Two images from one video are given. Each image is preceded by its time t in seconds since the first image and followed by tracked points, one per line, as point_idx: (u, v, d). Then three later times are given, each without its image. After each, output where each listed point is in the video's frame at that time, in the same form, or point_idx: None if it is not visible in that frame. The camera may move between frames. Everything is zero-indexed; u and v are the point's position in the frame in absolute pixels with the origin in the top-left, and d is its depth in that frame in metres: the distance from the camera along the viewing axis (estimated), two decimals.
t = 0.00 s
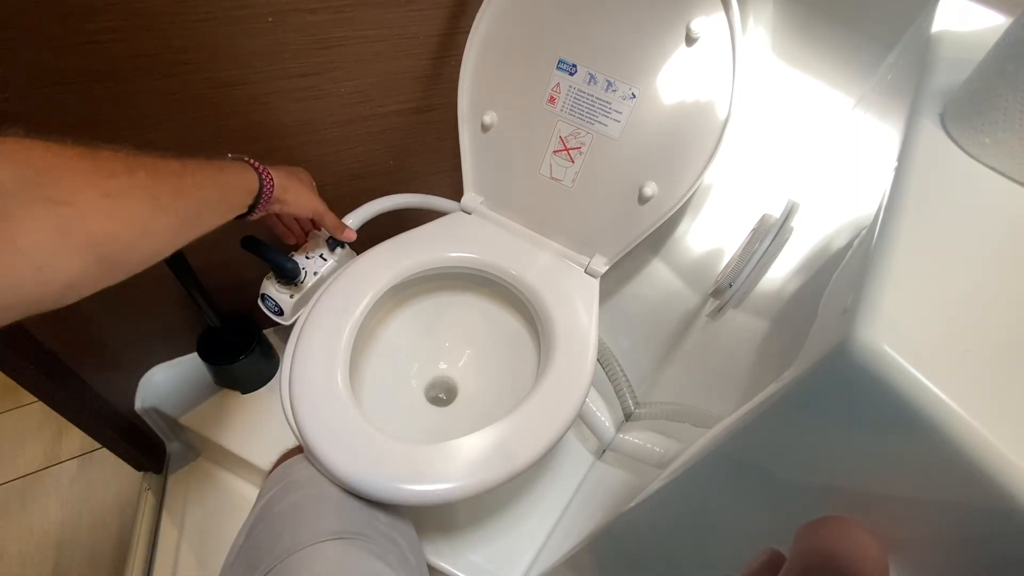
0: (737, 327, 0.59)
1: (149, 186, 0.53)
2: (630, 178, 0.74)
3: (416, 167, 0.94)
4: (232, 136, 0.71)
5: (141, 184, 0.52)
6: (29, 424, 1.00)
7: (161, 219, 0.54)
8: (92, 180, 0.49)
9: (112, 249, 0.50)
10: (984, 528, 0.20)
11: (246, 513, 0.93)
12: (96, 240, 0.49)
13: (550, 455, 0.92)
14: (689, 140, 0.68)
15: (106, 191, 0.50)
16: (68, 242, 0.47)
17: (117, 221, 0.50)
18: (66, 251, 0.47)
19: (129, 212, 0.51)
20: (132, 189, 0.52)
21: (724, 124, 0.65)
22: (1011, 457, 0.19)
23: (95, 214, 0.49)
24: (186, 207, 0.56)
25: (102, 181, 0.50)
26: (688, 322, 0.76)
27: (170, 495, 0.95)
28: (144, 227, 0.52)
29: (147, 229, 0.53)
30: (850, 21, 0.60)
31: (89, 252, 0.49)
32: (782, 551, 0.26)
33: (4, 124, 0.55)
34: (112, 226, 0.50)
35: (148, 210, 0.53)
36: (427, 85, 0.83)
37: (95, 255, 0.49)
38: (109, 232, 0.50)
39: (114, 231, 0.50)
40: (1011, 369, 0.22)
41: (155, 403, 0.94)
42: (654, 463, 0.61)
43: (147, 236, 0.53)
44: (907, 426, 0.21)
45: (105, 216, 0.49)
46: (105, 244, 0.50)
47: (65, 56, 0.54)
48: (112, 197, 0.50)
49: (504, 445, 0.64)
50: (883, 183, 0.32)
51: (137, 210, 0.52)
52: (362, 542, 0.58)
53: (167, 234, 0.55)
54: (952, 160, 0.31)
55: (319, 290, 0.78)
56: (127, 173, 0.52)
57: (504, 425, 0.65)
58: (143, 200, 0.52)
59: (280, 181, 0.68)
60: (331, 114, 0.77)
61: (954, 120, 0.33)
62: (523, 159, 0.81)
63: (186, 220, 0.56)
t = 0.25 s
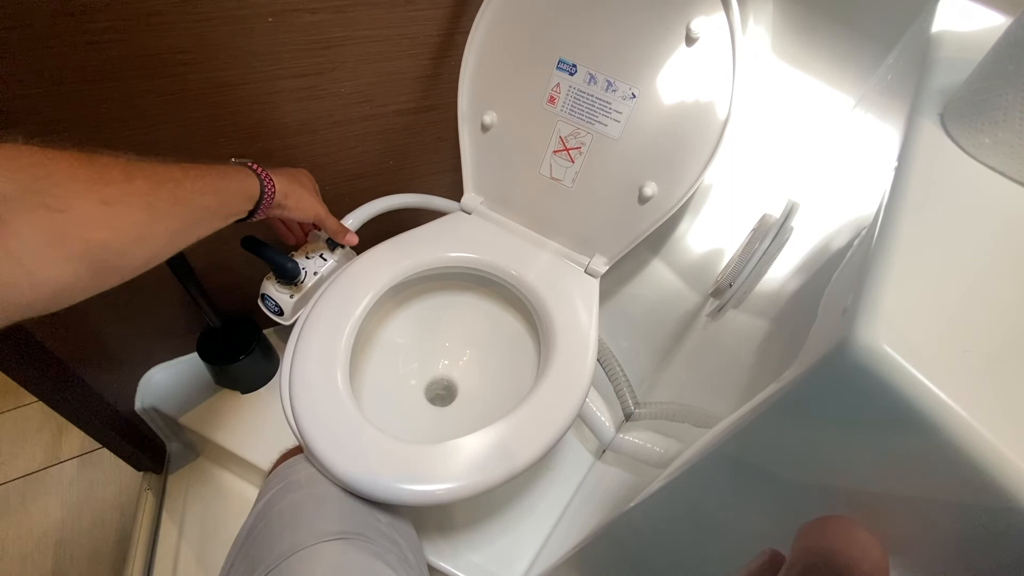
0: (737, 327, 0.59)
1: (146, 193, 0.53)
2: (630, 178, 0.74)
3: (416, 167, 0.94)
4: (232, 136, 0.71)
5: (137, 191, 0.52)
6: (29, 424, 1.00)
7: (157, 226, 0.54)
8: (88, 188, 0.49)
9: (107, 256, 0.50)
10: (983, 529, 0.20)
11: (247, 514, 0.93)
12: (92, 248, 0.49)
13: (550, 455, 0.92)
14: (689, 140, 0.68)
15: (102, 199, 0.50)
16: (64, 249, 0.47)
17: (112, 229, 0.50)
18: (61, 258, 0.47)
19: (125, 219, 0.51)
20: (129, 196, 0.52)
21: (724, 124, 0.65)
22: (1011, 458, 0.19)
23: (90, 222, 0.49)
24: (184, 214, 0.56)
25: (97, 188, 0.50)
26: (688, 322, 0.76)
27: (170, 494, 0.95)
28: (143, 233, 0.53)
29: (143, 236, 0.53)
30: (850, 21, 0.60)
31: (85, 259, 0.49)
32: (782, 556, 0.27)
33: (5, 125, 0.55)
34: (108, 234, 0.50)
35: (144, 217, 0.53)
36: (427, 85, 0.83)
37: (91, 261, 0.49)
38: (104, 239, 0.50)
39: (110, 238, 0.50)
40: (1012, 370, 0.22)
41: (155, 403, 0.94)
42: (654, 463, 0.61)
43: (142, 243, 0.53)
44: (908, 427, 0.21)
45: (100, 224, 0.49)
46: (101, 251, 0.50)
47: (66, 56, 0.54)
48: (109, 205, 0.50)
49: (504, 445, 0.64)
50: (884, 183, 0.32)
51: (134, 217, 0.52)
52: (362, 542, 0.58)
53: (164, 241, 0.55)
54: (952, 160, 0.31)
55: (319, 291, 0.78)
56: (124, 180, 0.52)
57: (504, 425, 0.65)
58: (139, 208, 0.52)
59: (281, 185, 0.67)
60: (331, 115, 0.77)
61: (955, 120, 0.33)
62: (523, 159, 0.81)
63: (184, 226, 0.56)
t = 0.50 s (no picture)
0: (737, 327, 0.59)
1: (144, 194, 0.53)
2: (630, 178, 0.74)
3: (416, 167, 0.94)
4: (232, 136, 0.71)
5: (135, 192, 0.52)
6: (29, 424, 1.00)
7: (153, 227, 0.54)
8: (86, 187, 0.49)
9: (100, 255, 0.51)
10: (983, 528, 0.20)
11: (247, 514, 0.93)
12: (86, 247, 0.49)
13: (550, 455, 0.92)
14: (689, 140, 0.68)
15: (99, 199, 0.50)
16: (57, 248, 0.47)
17: (107, 230, 0.50)
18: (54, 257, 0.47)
19: (121, 219, 0.51)
20: (126, 197, 0.52)
21: (724, 124, 0.65)
22: (1012, 458, 0.19)
23: (85, 221, 0.49)
24: (181, 216, 0.56)
25: (95, 188, 0.50)
26: (688, 322, 0.76)
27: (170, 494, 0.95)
28: (138, 233, 0.53)
29: (139, 236, 0.53)
30: (850, 22, 0.60)
31: (78, 258, 0.49)
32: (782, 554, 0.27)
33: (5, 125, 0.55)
34: (102, 234, 0.50)
35: (140, 217, 0.53)
36: (427, 85, 0.83)
37: (84, 261, 0.49)
38: (99, 239, 0.50)
39: (104, 238, 0.50)
40: (1012, 370, 0.22)
41: (155, 403, 0.94)
42: (654, 463, 0.61)
43: (137, 243, 0.53)
44: (908, 427, 0.21)
45: (95, 224, 0.49)
46: (95, 251, 0.50)
47: (66, 56, 0.54)
48: (106, 205, 0.50)
49: (504, 445, 0.64)
50: (884, 183, 0.32)
51: (130, 217, 0.52)
52: (362, 542, 0.58)
53: (159, 242, 0.55)
54: (952, 160, 0.31)
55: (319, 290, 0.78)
56: (123, 181, 0.52)
57: (504, 425, 0.65)
58: (135, 209, 0.52)
59: (282, 186, 0.67)
60: (331, 115, 0.77)
61: (955, 120, 0.33)
62: (523, 159, 0.81)
63: (180, 227, 0.56)
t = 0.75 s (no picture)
0: (737, 327, 0.59)
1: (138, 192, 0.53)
2: (631, 178, 0.74)
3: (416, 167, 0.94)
4: (233, 136, 0.71)
5: (129, 190, 0.52)
6: (29, 424, 1.00)
7: (143, 225, 0.54)
8: (79, 185, 0.49)
9: (87, 249, 0.51)
10: (983, 528, 0.20)
11: (246, 514, 0.93)
12: (73, 242, 0.50)
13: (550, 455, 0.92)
14: (689, 141, 0.68)
15: (91, 197, 0.50)
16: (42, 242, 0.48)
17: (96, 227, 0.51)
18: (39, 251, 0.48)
19: (111, 217, 0.51)
20: (119, 195, 0.52)
21: (724, 125, 0.65)
22: (1012, 458, 0.19)
23: (75, 218, 0.49)
24: (172, 214, 0.56)
25: (87, 186, 0.49)
26: (688, 322, 0.76)
27: (170, 494, 0.95)
28: (128, 230, 0.53)
29: (128, 233, 0.53)
30: (850, 22, 0.60)
31: (64, 253, 0.50)
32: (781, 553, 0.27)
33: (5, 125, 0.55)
34: (91, 230, 0.50)
35: (132, 215, 0.53)
36: (427, 85, 0.83)
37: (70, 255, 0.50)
38: (88, 235, 0.50)
39: (93, 234, 0.51)
40: (1012, 370, 0.22)
41: (155, 403, 0.94)
42: (654, 463, 0.61)
43: (126, 239, 0.53)
44: (908, 426, 0.21)
45: (85, 222, 0.50)
46: (83, 246, 0.50)
47: (66, 56, 0.54)
48: (97, 202, 0.50)
49: (504, 445, 0.64)
50: (884, 183, 0.32)
51: (120, 215, 0.52)
52: (361, 541, 0.58)
53: (149, 238, 0.55)
54: (951, 160, 0.31)
55: (319, 290, 0.78)
56: (117, 177, 0.52)
57: (504, 425, 0.65)
58: (127, 206, 0.52)
59: (280, 183, 0.68)
60: (331, 115, 0.77)
61: (955, 120, 0.33)
62: (523, 159, 0.81)
63: (170, 225, 0.56)
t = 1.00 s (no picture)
0: (737, 327, 0.59)
1: (116, 189, 0.52)
2: (630, 178, 0.74)
3: (416, 167, 0.94)
4: (232, 136, 0.71)
5: (106, 188, 0.52)
6: (29, 424, 1.00)
7: (126, 223, 0.53)
8: (57, 183, 0.48)
9: (73, 251, 0.50)
10: (984, 529, 0.20)
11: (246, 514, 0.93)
12: (57, 241, 0.49)
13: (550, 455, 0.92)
14: (689, 141, 0.68)
15: (72, 194, 0.49)
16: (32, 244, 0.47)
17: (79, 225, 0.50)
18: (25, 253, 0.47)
19: (93, 216, 0.51)
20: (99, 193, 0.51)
21: (724, 125, 0.65)
22: (1014, 458, 0.19)
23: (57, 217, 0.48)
24: (153, 212, 0.55)
25: (70, 186, 0.49)
26: (688, 322, 0.76)
27: (170, 494, 0.95)
28: (111, 229, 0.52)
29: (112, 233, 0.52)
30: (850, 22, 0.60)
31: (48, 254, 0.49)
32: (781, 553, 0.27)
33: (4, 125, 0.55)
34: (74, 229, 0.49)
35: (114, 213, 0.52)
36: (427, 85, 0.83)
37: (55, 257, 0.49)
38: (71, 234, 0.49)
39: (75, 233, 0.50)
40: (1013, 370, 0.21)
41: (155, 403, 0.94)
42: (654, 463, 0.61)
43: (109, 239, 0.52)
44: (909, 426, 0.21)
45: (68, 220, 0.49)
46: (67, 246, 0.50)
47: (66, 56, 0.54)
48: (77, 200, 0.49)
49: (504, 445, 0.64)
50: (884, 183, 0.32)
51: (101, 212, 0.51)
52: (360, 541, 0.58)
53: (131, 238, 0.54)
54: (951, 160, 0.31)
55: (319, 291, 0.78)
56: (93, 176, 0.51)
57: (504, 425, 0.65)
58: (107, 204, 0.52)
59: (254, 184, 0.67)
60: (331, 115, 0.77)
61: (955, 120, 0.33)
62: (523, 159, 0.81)
63: (151, 223, 0.55)
